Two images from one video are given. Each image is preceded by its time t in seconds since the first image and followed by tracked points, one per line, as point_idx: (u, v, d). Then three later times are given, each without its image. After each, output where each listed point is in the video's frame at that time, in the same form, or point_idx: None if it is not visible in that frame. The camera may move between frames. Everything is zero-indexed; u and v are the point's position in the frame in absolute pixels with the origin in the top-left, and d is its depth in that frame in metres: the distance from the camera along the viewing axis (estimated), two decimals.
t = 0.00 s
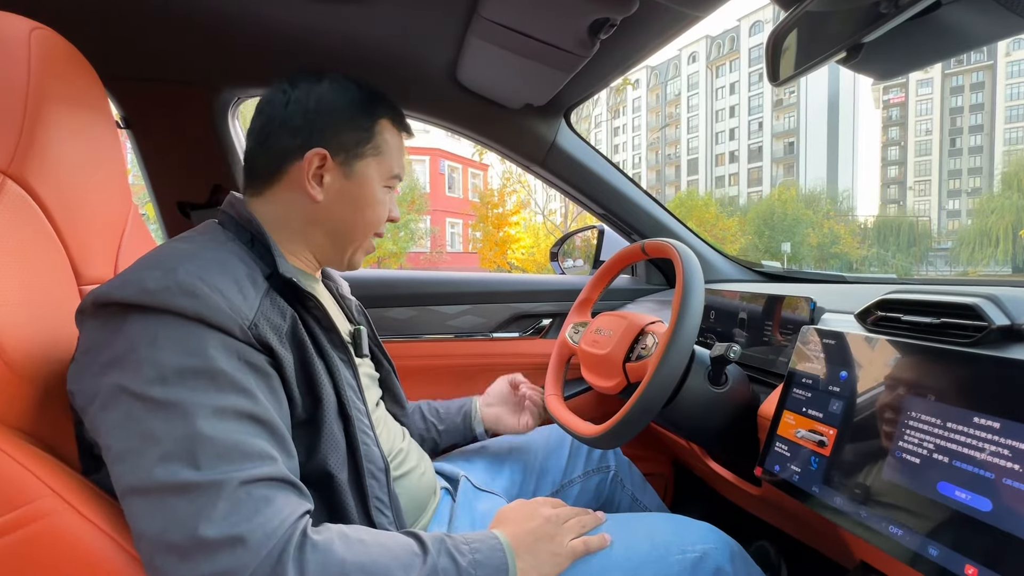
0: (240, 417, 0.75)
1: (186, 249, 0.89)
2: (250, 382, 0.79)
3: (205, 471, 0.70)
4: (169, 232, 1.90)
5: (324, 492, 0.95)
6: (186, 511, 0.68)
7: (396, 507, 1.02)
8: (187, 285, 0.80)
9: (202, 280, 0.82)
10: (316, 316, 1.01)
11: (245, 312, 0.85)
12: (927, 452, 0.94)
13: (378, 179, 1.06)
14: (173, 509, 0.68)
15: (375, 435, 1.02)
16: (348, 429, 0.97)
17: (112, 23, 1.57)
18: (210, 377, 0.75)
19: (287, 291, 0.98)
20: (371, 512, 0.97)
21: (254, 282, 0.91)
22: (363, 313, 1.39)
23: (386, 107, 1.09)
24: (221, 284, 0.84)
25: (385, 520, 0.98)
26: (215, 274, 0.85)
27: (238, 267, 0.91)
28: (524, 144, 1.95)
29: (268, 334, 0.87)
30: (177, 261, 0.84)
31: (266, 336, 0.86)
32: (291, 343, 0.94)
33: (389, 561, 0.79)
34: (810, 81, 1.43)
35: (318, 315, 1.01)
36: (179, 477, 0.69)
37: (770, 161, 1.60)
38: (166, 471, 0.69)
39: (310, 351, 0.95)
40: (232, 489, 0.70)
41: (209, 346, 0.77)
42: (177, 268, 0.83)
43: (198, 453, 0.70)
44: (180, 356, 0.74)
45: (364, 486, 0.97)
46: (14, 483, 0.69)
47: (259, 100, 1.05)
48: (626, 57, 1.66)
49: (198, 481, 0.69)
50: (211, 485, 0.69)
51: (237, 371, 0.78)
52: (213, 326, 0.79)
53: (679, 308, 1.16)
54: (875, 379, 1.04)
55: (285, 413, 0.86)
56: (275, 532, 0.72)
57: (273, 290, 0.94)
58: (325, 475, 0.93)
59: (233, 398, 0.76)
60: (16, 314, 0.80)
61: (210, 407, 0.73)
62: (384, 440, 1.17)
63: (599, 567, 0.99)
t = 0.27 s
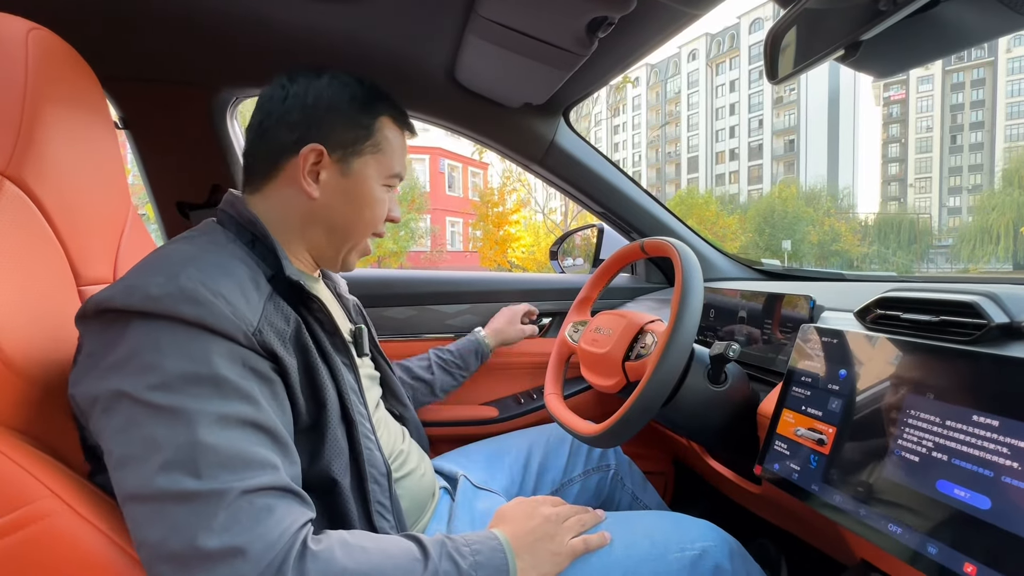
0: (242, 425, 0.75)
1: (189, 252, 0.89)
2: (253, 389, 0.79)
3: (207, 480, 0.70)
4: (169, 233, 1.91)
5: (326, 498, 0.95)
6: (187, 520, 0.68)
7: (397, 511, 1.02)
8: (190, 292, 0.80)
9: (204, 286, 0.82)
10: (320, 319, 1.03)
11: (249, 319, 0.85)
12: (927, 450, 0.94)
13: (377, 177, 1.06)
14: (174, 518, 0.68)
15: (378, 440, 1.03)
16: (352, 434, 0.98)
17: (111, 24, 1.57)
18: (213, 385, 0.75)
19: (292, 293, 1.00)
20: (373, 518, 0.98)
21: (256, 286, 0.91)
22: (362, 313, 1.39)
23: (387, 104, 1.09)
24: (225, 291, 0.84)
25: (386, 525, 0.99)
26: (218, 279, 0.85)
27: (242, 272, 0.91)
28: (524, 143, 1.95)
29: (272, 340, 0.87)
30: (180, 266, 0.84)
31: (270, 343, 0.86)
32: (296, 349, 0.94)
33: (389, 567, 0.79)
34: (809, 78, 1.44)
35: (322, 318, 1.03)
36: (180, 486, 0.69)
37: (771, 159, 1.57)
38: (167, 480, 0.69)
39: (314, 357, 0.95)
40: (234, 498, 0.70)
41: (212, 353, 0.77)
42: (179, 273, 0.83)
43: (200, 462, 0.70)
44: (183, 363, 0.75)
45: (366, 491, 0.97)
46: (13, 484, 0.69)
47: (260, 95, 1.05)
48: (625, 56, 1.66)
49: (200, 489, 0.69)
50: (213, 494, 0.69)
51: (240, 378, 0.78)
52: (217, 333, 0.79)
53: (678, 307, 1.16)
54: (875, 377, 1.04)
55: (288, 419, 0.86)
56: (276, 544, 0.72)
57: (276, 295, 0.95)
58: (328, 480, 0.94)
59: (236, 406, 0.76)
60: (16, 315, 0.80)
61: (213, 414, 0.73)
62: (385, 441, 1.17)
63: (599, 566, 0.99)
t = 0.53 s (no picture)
0: (237, 428, 0.75)
1: (182, 255, 0.89)
2: (247, 392, 0.80)
3: (202, 484, 0.70)
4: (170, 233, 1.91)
5: (325, 498, 0.95)
6: (184, 524, 0.69)
7: (398, 511, 1.03)
8: (182, 297, 0.80)
9: (195, 289, 0.82)
10: (315, 321, 1.01)
11: (242, 322, 0.85)
12: (926, 448, 0.94)
13: (365, 170, 1.05)
14: (171, 522, 0.69)
15: (377, 440, 1.03)
16: (349, 434, 0.98)
17: (110, 24, 1.57)
18: (207, 388, 0.75)
19: (285, 296, 0.98)
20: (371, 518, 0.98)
21: (250, 288, 0.91)
22: (359, 312, 1.39)
23: (375, 97, 1.08)
24: (218, 293, 0.84)
25: (386, 525, 0.99)
26: (211, 283, 0.85)
27: (236, 274, 0.91)
28: (523, 142, 1.95)
29: (266, 342, 0.87)
30: (172, 271, 0.84)
31: (263, 345, 0.86)
32: (291, 350, 0.94)
33: (389, 568, 0.79)
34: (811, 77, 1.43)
35: (317, 319, 1.01)
36: (175, 490, 0.69)
37: (771, 156, 1.58)
38: (162, 485, 0.69)
39: (309, 358, 0.95)
40: (229, 502, 0.70)
41: (206, 357, 0.77)
42: (172, 278, 0.83)
43: (195, 466, 0.70)
44: (176, 368, 0.75)
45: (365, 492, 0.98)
46: (13, 485, 0.69)
47: (246, 92, 1.05)
48: (624, 54, 1.65)
49: (195, 493, 0.69)
50: (209, 498, 0.70)
51: (234, 381, 0.78)
52: (210, 337, 0.79)
53: (677, 305, 1.16)
54: (874, 375, 1.04)
55: (283, 421, 0.87)
56: (273, 546, 0.72)
57: (271, 296, 0.95)
58: (325, 482, 0.94)
59: (230, 409, 0.76)
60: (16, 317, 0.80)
61: (207, 418, 0.73)
62: (384, 440, 1.17)
63: (600, 564, 0.99)
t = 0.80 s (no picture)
0: (243, 418, 0.75)
1: (191, 250, 0.90)
2: (254, 384, 0.80)
3: (208, 471, 0.70)
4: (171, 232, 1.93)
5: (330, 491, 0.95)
6: (190, 511, 0.69)
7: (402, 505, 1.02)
8: (193, 289, 0.81)
9: (205, 282, 0.83)
10: (321, 316, 1.02)
11: (250, 314, 0.85)
12: (925, 446, 0.94)
13: (366, 172, 1.05)
14: (179, 508, 0.69)
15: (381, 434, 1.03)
16: (354, 428, 0.98)
17: (108, 23, 1.56)
18: (215, 379, 0.75)
19: (293, 292, 0.99)
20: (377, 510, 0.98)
21: (258, 283, 0.92)
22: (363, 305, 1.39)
23: (380, 101, 1.09)
24: (227, 287, 0.85)
25: (392, 518, 0.99)
26: (220, 276, 0.86)
27: (245, 269, 0.92)
28: (523, 140, 1.95)
29: (273, 335, 0.87)
30: (183, 265, 0.85)
31: (271, 337, 0.87)
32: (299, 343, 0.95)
33: (390, 560, 0.79)
34: (812, 75, 1.43)
35: (324, 314, 1.02)
36: (182, 476, 0.69)
37: (772, 153, 1.59)
38: (170, 471, 0.69)
39: (316, 351, 0.95)
40: (234, 489, 0.70)
41: (214, 348, 0.78)
42: (184, 271, 0.84)
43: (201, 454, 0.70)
44: (185, 358, 0.75)
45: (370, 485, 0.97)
46: (15, 485, 0.70)
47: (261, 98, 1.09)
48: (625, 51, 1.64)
49: (201, 481, 0.69)
50: (214, 485, 0.69)
51: (242, 373, 0.79)
52: (220, 329, 0.80)
53: (677, 303, 1.16)
54: (875, 372, 1.04)
55: (290, 414, 0.87)
56: (276, 533, 0.71)
57: (278, 291, 0.95)
58: (331, 474, 0.94)
59: (237, 399, 0.76)
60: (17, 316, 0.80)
61: (214, 407, 0.73)
62: (389, 435, 1.18)
63: (599, 564, 0.99)
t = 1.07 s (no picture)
0: (276, 394, 0.75)
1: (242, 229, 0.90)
2: (293, 363, 0.79)
3: (235, 438, 0.70)
4: (171, 229, 1.94)
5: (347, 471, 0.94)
6: (212, 475, 0.69)
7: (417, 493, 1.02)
8: (246, 261, 0.81)
9: (256, 256, 0.83)
10: (357, 303, 1.01)
11: (296, 293, 0.85)
12: (928, 441, 0.94)
13: (407, 193, 1.05)
14: (201, 469, 0.69)
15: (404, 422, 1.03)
16: (380, 415, 0.97)
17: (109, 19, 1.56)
18: (257, 352, 0.75)
19: (335, 275, 0.98)
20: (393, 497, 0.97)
21: (303, 263, 0.91)
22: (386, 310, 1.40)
23: (431, 122, 1.09)
24: (275, 264, 0.85)
25: (408, 505, 0.98)
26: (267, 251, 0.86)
27: (290, 249, 0.92)
28: (524, 137, 1.94)
29: (314, 315, 0.87)
30: (235, 238, 0.85)
31: (312, 317, 0.86)
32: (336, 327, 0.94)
33: (393, 540, 0.78)
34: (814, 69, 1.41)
35: (359, 301, 1.01)
36: (208, 440, 0.69)
37: (774, 149, 1.58)
38: (197, 434, 0.69)
39: (354, 336, 0.94)
40: (255, 460, 0.70)
41: (260, 322, 0.77)
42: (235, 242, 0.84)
43: (232, 421, 0.70)
44: (231, 328, 0.75)
45: (390, 469, 0.96)
46: (16, 480, 0.69)
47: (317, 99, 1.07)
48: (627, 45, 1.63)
49: (227, 446, 0.69)
50: (239, 453, 0.69)
51: (283, 351, 0.78)
52: (268, 302, 0.80)
53: (679, 299, 1.16)
54: (878, 368, 1.04)
55: (320, 393, 0.86)
56: (289, 508, 0.71)
57: (321, 273, 0.95)
58: (353, 455, 0.94)
59: (275, 372, 0.76)
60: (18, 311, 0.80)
61: (252, 377, 0.73)
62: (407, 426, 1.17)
63: (595, 556, 0.98)
